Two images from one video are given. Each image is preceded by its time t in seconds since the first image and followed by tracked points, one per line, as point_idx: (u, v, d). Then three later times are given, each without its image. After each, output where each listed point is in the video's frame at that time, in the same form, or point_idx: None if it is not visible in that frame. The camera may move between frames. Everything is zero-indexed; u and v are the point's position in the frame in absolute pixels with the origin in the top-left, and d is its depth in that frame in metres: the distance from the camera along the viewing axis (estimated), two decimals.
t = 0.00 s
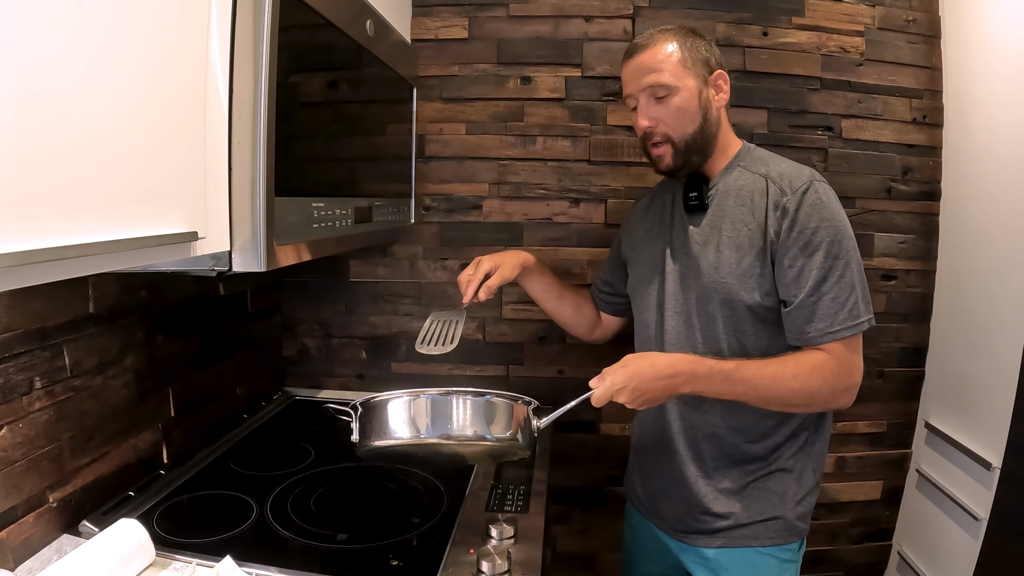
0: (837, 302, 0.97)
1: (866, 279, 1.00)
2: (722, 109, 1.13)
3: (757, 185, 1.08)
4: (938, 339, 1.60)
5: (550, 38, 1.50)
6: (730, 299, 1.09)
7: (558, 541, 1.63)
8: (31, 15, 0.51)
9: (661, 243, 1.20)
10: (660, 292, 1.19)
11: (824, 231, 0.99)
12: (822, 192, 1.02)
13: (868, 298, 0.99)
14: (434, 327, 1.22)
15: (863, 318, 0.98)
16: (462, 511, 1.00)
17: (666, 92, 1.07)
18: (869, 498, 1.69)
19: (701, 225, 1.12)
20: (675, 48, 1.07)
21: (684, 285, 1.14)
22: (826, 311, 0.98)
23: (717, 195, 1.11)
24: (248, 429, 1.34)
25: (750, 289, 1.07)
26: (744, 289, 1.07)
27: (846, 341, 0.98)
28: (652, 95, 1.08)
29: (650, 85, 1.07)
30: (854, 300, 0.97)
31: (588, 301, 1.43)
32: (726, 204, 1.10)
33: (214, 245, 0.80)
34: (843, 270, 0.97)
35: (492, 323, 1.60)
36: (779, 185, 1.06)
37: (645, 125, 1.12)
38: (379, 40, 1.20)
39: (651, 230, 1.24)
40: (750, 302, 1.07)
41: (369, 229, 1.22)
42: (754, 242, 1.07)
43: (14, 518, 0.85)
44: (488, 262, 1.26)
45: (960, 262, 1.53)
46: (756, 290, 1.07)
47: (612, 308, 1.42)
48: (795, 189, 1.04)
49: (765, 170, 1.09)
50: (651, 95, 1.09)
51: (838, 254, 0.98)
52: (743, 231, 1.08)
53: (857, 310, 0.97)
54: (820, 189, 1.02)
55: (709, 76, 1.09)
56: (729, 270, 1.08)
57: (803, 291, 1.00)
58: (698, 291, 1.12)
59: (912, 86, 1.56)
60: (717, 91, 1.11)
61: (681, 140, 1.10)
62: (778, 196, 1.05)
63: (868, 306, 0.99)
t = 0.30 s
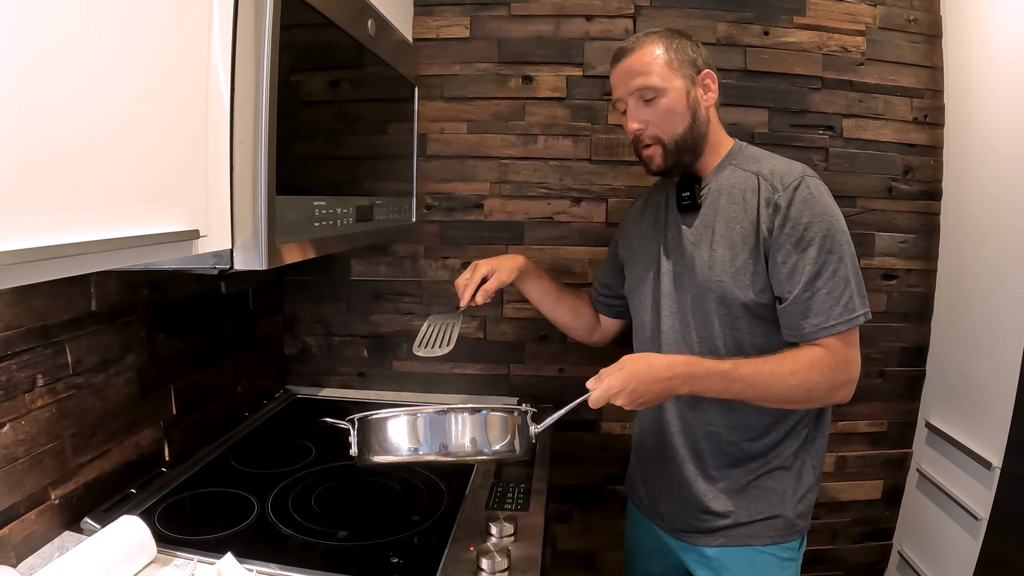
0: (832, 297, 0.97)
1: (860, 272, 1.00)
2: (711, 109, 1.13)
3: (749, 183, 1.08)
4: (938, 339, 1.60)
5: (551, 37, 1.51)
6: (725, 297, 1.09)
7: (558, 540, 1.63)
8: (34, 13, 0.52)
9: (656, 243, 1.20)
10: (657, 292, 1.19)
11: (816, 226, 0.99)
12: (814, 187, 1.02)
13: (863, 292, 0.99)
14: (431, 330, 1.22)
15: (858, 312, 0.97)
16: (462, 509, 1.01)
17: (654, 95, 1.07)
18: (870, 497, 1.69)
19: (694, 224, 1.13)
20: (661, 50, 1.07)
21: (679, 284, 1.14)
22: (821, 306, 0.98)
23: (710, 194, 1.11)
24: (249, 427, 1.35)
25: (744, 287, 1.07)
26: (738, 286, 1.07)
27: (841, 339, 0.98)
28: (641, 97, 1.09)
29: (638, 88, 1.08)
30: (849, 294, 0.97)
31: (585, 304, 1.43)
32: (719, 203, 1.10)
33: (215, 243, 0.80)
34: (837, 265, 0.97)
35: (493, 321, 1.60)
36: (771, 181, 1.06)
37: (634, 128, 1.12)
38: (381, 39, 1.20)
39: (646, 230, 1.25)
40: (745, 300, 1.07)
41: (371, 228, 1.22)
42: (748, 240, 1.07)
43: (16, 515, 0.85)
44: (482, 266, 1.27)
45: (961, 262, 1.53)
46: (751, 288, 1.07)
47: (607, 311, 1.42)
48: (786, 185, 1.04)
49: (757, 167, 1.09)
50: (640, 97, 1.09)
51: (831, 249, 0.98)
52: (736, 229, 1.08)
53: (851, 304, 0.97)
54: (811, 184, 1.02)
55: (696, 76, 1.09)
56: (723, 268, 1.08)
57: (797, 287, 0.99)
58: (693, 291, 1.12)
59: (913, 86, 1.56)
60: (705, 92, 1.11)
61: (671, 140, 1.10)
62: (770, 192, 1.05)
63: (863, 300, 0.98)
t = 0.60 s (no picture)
0: (817, 305, 0.97)
1: (849, 280, 0.99)
2: (707, 107, 1.11)
3: (742, 185, 1.07)
4: (940, 339, 1.59)
5: (551, 35, 1.50)
6: (714, 300, 1.08)
7: (558, 538, 1.63)
8: (33, 12, 0.52)
9: (652, 242, 1.20)
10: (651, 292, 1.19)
11: (805, 233, 0.98)
12: (807, 192, 1.01)
13: (851, 300, 0.98)
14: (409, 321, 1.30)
15: (844, 321, 0.97)
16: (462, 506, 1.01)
17: (644, 95, 1.07)
18: (871, 497, 1.69)
19: (688, 225, 1.12)
20: (653, 49, 1.06)
21: (672, 285, 1.14)
22: (806, 314, 0.97)
23: (705, 195, 1.11)
24: (249, 425, 1.35)
25: (734, 290, 1.07)
26: (728, 290, 1.07)
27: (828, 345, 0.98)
28: (632, 97, 1.09)
29: (629, 88, 1.08)
30: (835, 303, 0.96)
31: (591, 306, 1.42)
32: (712, 204, 1.10)
33: (213, 241, 0.80)
34: (824, 273, 0.97)
35: (493, 320, 1.60)
36: (764, 185, 1.05)
37: (626, 128, 1.13)
38: (381, 38, 1.20)
39: (642, 229, 1.24)
40: (734, 304, 1.07)
41: (371, 226, 1.22)
42: (738, 243, 1.06)
43: (16, 513, 0.85)
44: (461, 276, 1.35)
45: (962, 261, 1.52)
46: (740, 291, 1.06)
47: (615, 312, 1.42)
48: (779, 189, 1.03)
49: (752, 169, 1.08)
50: (631, 97, 1.09)
51: (819, 257, 0.97)
52: (727, 231, 1.07)
53: (837, 313, 0.97)
54: (804, 189, 1.01)
55: (689, 75, 1.08)
56: (714, 271, 1.08)
57: (783, 293, 0.99)
58: (684, 292, 1.12)
59: (915, 85, 1.56)
60: (698, 90, 1.09)
61: (662, 140, 1.09)
62: (762, 196, 1.05)
63: (850, 308, 0.98)
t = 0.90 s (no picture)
0: (792, 321, 0.95)
1: (833, 296, 0.96)
2: (703, 108, 1.09)
3: (734, 192, 1.05)
4: (941, 339, 1.59)
5: (551, 35, 1.50)
6: (699, 307, 1.07)
7: (558, 538, 1.63)
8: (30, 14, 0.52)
9: (647, 243, 1.20)
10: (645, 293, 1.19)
11: (786, 246, 0.95)
12: (795, 204, 0.97)
13: (830, 317, 0.96)
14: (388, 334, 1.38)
15: (820, 339, 0.95)
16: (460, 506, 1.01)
17: (637, 97, 1.07)
18: (871, 497, 1.68)
19: (681, 229, 1.11)
20: (648, 50, 1.06)
21: (664, 288, 1.14)
22: (781, 330, 0.95)
23: (697, 199, 1.09)
24: (249, 425, 1.35)
25: (717, 298, 1.05)
26: (712, 297, 1.06)
27: (799, 361, 0.96)
28: (626, 99, 1.08)
29: (623, 90, 1.08)
30: (810, 320, 0.94)
31: (599, 312, 1.41)
32: (703, 209, 1.08)
33: (211, 241, 0.80)
34: (801, 289, 0.94)
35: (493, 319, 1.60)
36: (754, 193, 1.02)
37: (620, 130, 1.12)
38: (380, 38, 1.20)
39: (639, 229, 1.24)
40: (718, 312, 1.06)
41: (370, 226, 1.22)
42: (724, 251, 1.04)
43: (15, 512, 0.85)
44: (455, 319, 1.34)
45: (963, 260, 1.52)
46: (723, 300, 1.05)
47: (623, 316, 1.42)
48: (768, 199, 1.00)
49: (745, 175, 1.05)
50: (624, 99, 1.09)
51: (799, 272, 0.94)
52: (713, 238, 1.06)
53: (812, 330, 0.95)
54: (793, 200, 0.97)
55: (684, 76, 1.06)
56: (700, 277, 1.07)
57: (760, 306, 0.97)
58: (672, 295, 1.11)
59: (916, 84, 1.56)
60: (694, 92, 1.07)
61: (654, 142, 1.09)
62: (751, 203, 1.02)
63: (827, 326, 0.95)
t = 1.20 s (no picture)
0: (773, 323, 0.94)
1: (819, 298, 0.94)
2: (685, 109, 1.07)
3: (723, 192, 1.04)
4: (943, 338, 1.58)
5: (551, 34, 1.50)
6: (688, 307, 1.07)
7: (558, 538, 1.63)
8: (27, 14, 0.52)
9: (640, 243, 1.19)
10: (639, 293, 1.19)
11: (770, 248, 0.94)
12: (781, 204, 0.96)
13: (815, 320, 0.94)
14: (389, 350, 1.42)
15: (803, 343, 0.93)
16: (459, 506, 1.01)
17: (615, 103, 1.08)
18: (873, 496, 1.68)
19: (672, 229, 1.11)
20: (626, 55, 1.06)
21: (656, 288, 1.13)
22: (762, 332, 0.94)
23: (688, 199, 1.09)
24: (249, 424, 1.35)
25: (704, 299, 1.05)
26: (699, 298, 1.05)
27: (779, 363, 0.95)
28: (608, 104, 1.10)
29: (603, 96, 1.09)
30: (792, 322, 0.93)
31: (598, 316, 1.41)
32: (692, 209, 1.08)
33: (209, 242, 0.80)
34: (784, 291, 0.93)
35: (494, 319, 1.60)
36: (742, 193, 1.01)
37: (605, 134, 1.14)
38: (380, 38, 1.20)
39: (634, 228, 1.23)
40: (705, 313, 1.05)
41: (370, 226, 1.22)
42: (711, 252, 1.04)
43: (15, 512, 0.86)
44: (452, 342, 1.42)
45: (965, 260, 1.51)
46: (710, 300, 1.04)
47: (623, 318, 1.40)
48: (754, 199, 0.99)
49: (735, 174, 1.04)
50: (607, 105, 1.10)
51: (783, 273, 0.93)
52: (701, 238, 1.05)
53: (795, 333, 0.93)
54: (778, 201, 0.96)
55: (662, 79, 1.05)
56: (688, 277, 1.06)
57: (742, 308, 0.96)
58: (662, 295, 1.11)
59: (917, 83, 1.55)
60: (673, 96, 1.05)
61: (634, 146, 1.10)
62: (738, 203, 1.01)
63: (811, 330, 0.94)
